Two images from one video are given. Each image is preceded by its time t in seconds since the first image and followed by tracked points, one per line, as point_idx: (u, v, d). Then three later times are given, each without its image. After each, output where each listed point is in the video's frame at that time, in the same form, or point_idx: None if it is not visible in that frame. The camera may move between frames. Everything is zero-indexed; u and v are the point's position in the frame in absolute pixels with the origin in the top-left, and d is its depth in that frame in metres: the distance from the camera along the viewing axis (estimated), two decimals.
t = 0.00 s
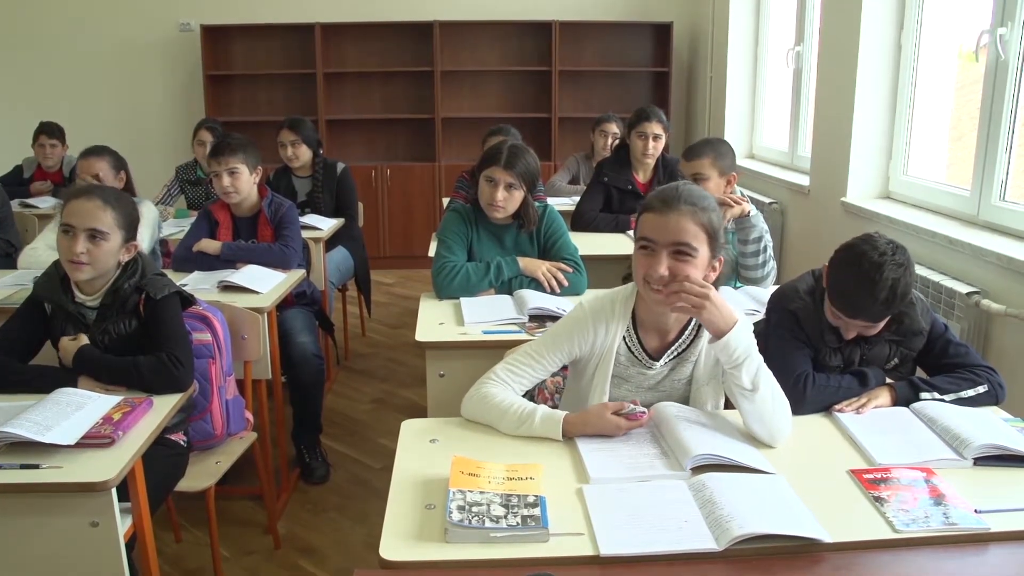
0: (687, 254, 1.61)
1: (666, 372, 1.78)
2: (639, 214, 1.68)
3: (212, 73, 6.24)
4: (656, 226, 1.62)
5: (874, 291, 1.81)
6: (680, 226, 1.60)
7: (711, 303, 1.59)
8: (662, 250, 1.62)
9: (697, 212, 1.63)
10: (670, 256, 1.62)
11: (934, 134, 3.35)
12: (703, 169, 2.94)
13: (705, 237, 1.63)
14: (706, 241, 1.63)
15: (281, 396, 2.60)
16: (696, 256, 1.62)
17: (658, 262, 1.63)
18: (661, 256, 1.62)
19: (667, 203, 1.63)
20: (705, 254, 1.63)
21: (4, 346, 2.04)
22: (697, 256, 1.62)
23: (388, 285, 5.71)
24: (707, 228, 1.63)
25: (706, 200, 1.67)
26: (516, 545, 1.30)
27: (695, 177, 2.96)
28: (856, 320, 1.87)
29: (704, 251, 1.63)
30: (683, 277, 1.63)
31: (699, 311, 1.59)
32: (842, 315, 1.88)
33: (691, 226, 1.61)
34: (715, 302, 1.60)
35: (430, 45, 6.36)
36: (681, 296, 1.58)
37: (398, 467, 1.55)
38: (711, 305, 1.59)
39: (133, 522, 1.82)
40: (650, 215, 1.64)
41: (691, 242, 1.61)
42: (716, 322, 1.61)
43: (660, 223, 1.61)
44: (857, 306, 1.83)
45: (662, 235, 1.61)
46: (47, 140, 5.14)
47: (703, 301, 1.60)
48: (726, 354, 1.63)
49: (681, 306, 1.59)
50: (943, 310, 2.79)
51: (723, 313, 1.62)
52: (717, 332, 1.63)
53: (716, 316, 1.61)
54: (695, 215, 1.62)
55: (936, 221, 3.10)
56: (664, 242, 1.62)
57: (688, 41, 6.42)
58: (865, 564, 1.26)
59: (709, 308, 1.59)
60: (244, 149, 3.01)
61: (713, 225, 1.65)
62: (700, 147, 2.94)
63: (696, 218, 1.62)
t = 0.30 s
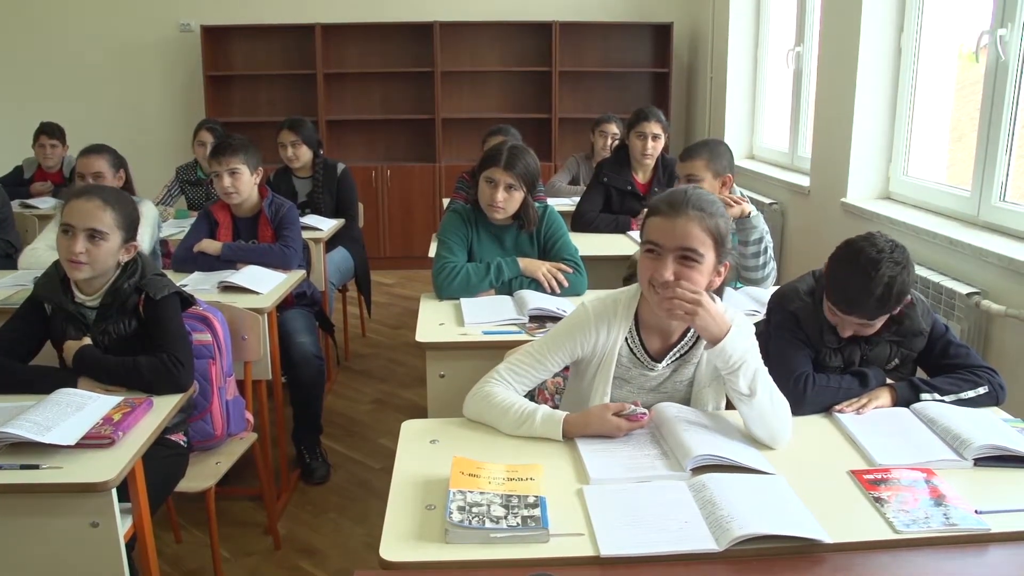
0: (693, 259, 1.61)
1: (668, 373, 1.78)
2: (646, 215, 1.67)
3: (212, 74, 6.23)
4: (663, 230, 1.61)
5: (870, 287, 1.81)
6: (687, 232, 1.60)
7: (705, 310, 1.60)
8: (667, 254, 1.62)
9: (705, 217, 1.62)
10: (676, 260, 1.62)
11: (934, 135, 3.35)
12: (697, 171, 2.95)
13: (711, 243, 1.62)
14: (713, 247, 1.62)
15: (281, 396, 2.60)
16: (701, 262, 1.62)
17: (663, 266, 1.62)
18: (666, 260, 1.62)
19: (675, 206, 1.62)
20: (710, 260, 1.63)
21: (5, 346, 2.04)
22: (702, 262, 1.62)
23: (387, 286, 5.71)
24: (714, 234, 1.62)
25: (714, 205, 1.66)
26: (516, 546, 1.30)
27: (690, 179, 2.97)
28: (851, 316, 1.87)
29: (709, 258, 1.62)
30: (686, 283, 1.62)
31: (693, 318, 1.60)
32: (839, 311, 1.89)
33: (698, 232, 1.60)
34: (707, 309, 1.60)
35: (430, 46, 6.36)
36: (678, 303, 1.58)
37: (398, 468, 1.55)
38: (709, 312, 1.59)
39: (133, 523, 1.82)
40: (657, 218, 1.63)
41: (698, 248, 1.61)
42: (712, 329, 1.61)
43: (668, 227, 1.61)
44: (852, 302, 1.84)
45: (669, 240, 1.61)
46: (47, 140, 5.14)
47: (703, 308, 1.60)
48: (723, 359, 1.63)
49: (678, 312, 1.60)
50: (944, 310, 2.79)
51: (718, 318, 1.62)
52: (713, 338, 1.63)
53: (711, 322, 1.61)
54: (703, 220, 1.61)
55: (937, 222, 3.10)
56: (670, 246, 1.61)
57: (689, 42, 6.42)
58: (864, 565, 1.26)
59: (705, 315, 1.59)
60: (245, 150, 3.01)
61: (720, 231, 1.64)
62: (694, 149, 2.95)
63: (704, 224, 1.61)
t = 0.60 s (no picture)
0: (696, 264, 1.61)
1: (670, 374, 1.78)
2: (652, 217, 1.67)
3: (214, 75, 6.24)
4: (667, 233, 1.61)
5: (862, 270, 1.83)
6: (691, 236, 1.60)
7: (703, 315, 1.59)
8: (671, 258, 1.62)
9: (710, 222, 1.61)
10: (679, 264, 1.62)
11: (935, 136, 3.35)
12: (706, 169, 2.93)
13: (715, 247, 1.62)
14: (716, 251, 1.62)
15: (282, 397, 2.59)
16: (704, 266, 1.62)
17: (667, 269, 1.62)
18: (670, 264, 1.62)
19: (681, 210, 1.62)
20: (714, 264, 1.63)
21: (6, 346, 2.04)
22: (705, 267, 1.62)
23: (389, 286, 5.71)
24: (717, 239, 1.62)
25: (720, 209, 1.65)
26: (517, 546, 1.30)
27: (696, 178, 2.95)
28: (843, 300, 1.88)
29: (713, 263, 1.62)
30: (689, 287, 1.62)
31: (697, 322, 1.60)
32: (833, 298, 1.90)
33: (702, 236, 1.60)
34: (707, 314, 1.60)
35: (431, 47, 6.36)
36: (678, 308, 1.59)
37: (399, 468, 1.55)
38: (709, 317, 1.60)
39: (134, 523, 1.82)
40: (662, 222, 1.63)
41: (702, 252, 1.61)
42: (711, 334, 1.61)
43: (672, 230, 1.61)
44: (845, 286, 1.85)
45: (673, 243, 1.61)
46: (49, 141, 5.15)
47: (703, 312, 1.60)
48: (722, 363, 1.62)
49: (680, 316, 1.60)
50: (945, 311, 2.79)
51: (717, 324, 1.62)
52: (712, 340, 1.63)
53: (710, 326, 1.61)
54: (707, 225, 1.61)
55: (938, 222, 3.10)
56: (674, 249, 1.61)
57: (690, 42, 6.42)
58: (866, 565, 1.26)
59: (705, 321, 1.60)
60: (247, 150, 3.01)
61: (725, 235, 1.64)
62: (703, 147, 2.93)
63: (708, 228, 1.61)
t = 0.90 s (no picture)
0: (699, 266, 1.61)
1: (675, 374, 1.78)
2: (658, 217, 1.67)
3: (218, 75, 6.24)
4: (672, 235, 1.61)
5: (861, 241, 1.89)
6: (695, 238, 1.60)
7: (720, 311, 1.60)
8: (675, 259, 1.62)
9: (714, 224, 1.61)
10: (682, 265, 1.62)
11: (940, 136, 3.34)
12: (733, 166, 2.92)
13: (719, 249, 1.62)
14: (720, 253, 1.62)
15: (285, 397, 2.59)
16: (708, 268, 1.61)
17: (670, 270, 1.63)
18: (673, 265, 1.62)
19: (686, 212, 1.61)
20: (718, 266, 1.62)
21: (11, 346, 2.05)
22: (709, 269, 1.61)
23: (392, 287, 5.71)
24: (722, 240, 1.62)
25: (726, 210, 1.65)
26: (521, 547, 1.30)
27: (724, 175, 2.91)
28: (849, 277, 1.90)
29: (717, 264, 1.62)
30: (692, 289, 1.62)
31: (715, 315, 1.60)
32: (837, 276, 1.93)
33: (705, 238, 1.60)
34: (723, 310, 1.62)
35: (435, 48, 6.36)
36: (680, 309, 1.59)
37: (403, 470, 1.55)
38: (715, 315, 1.60)
39: (138, 523, 1.83)
40: (667, 223, 1.63)
41: (705, 254, 1.60)
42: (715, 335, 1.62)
43: (676, 232, 1.61)
44: (846, 259, 1.90)
45: (677, 244, 1.61)
46: (53, 141, 5.16)
47: (706, 312, 1.60)
48: (726, 364, 1.63)
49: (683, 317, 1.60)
50: (949, 312, 2.78)
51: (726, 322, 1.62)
52: (716, 340, 1.63)
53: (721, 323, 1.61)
54: (712, 227, 1.60)
55: (942, 223, 3.10)
56: (677, 250, 1.61)
57: (694, 43, 6.42)
58: (870, 567, 1.26)
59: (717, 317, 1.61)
60: (252, 151, 3.01)
61: (730, 237, 1.63)
62: (730, 145, 2.91)
63: (712, 230, 1.61)
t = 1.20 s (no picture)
0: (709, 264, 1.61)
1: (688, 374, 1.77)
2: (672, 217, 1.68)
3: (224, 76, 6.25)
4: (682, 233, 1.62)
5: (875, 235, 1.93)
6: (703, 236, 1.60)
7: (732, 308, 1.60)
8: (684, 258, 1.63)
9: (725, 222, 1.61)
10: (692, 264, 1.62)
11: (946, 138, 3.34)
12: (741, 167, 2.91)
13: (730, 248, 1.61)
14: (731, 252, 1.61)
15: (291, 398, 2.60)
16: (719, 267, 1.61)
17: (680, 268, 1.64)
18: (682, 263, 1.63)
19: (696, 210, 1.62)
20: (729, 265, 1.62)
21: (18, 346, 2.05)
22: (719, 267, 1.61)
23: (396, 288, 5.72)
24: (733, 239, 1.61)
25: (739, 210, 1.65)
26: (527, 548, 1.30)
27: (733, 176, 2.90)
28: (862, 270, 1.93)
29: (727, 263, 1.61)
30: (704, 287, 1.62)
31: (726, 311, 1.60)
32: (849, 270, 1.95)
33: (714, 237, 1.60)
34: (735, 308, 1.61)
35: (440, 49, 6.37)
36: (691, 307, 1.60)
37: (408, 471, 1.55)
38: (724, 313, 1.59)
39: (143, 523, 1.83)
40: (678, 222, 1.64)
41: (714, 253, 1.60)
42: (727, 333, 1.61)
43: (685, 230, 1.62)
44: (860, 253, 1.93)
45: (687, 242, 1.62)
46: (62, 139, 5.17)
47: (715, 310, 1.61)
48: (737, 363, 1.62)
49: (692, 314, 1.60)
50: (955, 315, 2.77)
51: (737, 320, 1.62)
52: (727, 337, 1.63)
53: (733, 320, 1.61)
54: (722, 225, 1.61)
55: (948, 225, 3.09)
56: (686, 248, 1.62)
57: (699, 44, 6.41)
58: (875, 570, 1.25)
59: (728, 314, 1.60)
60: (258, 152, 3.01)
61: (742, 236, 1.63)
62: (739, 146, 2.90)
63: (721, 229, 1.61)
